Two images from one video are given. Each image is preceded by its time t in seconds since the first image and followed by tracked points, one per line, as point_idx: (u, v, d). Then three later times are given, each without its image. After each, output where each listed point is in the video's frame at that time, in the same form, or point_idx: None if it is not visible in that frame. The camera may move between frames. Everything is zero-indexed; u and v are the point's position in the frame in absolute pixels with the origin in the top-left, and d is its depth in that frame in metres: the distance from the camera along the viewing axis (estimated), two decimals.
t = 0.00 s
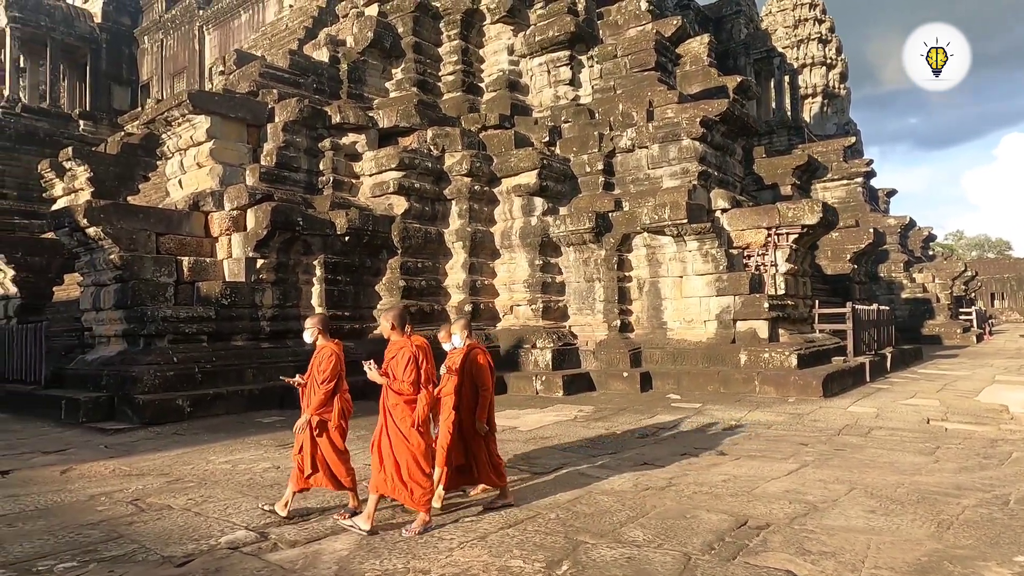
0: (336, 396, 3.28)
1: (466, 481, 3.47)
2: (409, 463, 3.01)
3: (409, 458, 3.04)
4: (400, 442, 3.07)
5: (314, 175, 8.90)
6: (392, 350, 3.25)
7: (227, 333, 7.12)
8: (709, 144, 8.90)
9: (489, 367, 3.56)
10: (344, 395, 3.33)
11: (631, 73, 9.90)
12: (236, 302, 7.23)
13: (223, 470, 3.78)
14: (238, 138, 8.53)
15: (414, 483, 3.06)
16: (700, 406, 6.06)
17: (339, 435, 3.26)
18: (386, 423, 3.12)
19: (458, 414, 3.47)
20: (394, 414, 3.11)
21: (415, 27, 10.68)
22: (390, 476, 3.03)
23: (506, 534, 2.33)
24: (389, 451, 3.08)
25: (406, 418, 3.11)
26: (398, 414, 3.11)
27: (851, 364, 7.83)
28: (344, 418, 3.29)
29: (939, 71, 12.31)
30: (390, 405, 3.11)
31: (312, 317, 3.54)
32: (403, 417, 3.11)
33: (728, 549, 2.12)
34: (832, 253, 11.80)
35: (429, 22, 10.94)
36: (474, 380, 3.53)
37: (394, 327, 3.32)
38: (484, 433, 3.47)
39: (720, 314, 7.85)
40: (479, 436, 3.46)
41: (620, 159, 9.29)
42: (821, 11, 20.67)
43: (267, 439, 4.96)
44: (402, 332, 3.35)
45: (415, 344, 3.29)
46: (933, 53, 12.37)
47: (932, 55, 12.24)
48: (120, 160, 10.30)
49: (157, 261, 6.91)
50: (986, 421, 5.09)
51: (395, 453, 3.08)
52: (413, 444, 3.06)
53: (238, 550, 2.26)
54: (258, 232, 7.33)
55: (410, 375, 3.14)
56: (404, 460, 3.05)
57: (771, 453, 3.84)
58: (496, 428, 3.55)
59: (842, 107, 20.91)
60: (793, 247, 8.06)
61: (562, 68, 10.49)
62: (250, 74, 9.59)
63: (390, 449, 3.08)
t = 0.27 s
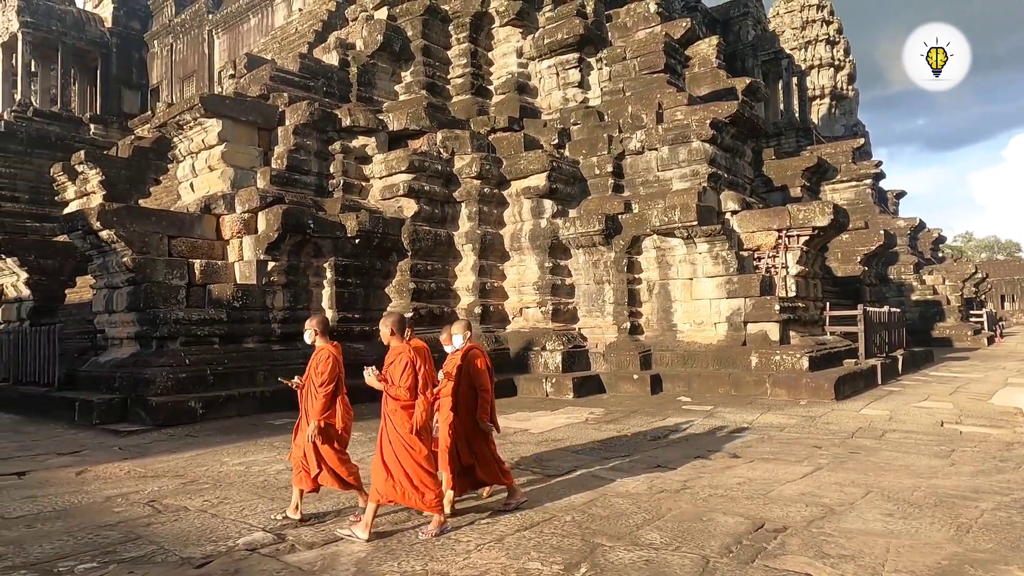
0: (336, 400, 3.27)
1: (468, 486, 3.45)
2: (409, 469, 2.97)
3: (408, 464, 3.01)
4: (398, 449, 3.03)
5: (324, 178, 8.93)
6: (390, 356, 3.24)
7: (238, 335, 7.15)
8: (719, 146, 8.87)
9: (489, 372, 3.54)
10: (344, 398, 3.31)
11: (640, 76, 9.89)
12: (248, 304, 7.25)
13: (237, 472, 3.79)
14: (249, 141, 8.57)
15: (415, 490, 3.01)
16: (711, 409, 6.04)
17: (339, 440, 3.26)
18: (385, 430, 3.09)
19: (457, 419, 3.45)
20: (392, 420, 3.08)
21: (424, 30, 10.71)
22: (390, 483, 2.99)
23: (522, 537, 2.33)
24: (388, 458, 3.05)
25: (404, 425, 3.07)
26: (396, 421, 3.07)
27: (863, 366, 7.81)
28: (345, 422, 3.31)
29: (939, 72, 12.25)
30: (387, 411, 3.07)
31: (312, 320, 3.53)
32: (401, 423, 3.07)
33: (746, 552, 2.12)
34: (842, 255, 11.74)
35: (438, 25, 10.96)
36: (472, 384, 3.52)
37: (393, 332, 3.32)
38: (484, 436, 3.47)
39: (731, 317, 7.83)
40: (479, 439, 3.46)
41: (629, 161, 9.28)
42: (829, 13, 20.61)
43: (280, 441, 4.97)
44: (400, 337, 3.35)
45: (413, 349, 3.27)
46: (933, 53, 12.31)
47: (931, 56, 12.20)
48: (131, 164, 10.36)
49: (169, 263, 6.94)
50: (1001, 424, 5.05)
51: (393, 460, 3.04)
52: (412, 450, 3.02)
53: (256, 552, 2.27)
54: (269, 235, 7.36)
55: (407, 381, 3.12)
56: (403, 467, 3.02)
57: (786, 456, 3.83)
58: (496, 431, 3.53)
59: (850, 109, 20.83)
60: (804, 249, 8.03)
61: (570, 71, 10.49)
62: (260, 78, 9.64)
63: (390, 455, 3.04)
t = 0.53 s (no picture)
0: (337, 399, 3.26)
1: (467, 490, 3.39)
2: (400, 473, 2.94)
3: (399, 468, 2.97)
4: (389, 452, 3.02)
5: (334, 181, 8.96)
6: (386, 357, 3.22)
7: (249, 338, 7.17)
8: (728, 148, 8.85)
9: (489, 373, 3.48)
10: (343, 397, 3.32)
11: (649, 78, 9.89)
12: (258, 307, 7.28)
13: (250, 474, 3.80)
14: (259, 144, 8.62)
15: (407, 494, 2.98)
16: (723, 412, 6.01)
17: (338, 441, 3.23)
18: (377, 432, 3.08)
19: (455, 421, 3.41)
20: (384, 423, 3.07)
21: (432, 34, 10.73)
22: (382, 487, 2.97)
23: (538, 540, 2.33)
24: (380, 461, 3.03)
25: (396, 428, 3.05)
26: (388, 423, 3.06)
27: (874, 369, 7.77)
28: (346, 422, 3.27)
29: (938, 72, 12.19)
30: (380, 413, 3.07)
31: (313, 318, 3.55)
32: (393, 426, 3.06)
33: (764, 556, 2.11)
34: (852, 258, 11.67)
35: (447, 29, 10.99)
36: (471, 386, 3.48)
37: (389, 333, 3.32)
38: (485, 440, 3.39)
39: (741, 319, 7.80)
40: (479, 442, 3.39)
41: (638, 163, 9.27)
42: (836, 14, 20.56)
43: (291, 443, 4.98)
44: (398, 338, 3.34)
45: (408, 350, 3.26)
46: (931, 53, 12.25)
47: (932, 55, 12.15)
48: (142, 167, 10.41)
49: (180, 266, 6.98)
50: (1015, 427, 5.01)
51: (386, 462, 3.03)
52: (403, 454, 3.00)
53: (272, 554, 2.28)
54: (279, 238, 7.38)
55: (400, 382, 3.11)
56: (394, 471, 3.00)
57: (799, 459, 3.81)
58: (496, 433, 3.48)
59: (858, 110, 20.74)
60: (814, 251, 8.03)
61: (579, 73, 10.50)
62: (270, 81, 9.68)
63: (381, 459, 3.03)
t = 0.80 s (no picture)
0: (339, 400, 3.19)
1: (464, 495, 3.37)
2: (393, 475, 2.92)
3: (393, 470, 2.95)
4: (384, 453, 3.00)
5: (343, 184, 8.99)
6: (383, 357, 3.20)
7: (259, 340, 7.19)
8: (738, 151, 8.83)
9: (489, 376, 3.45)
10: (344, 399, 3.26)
11: (657, 81, 9.88)
12: (268, 310, 7.30)
13: (262, 476, 3.80)
14: (269, 147, 8.65)
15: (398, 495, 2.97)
16: (734, 415, 5.98)
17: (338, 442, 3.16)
18: (373, 433, 3.07)
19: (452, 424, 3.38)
20: (380, 423, 3.06)
21: (441, 37, 10.76)
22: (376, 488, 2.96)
23: (554, 543, 2.33)
24: (375, 462, 3.02)
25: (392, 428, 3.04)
26: (384, 422, 3.05)
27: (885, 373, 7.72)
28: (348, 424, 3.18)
29: (937, 72, 12.12)
30: (376, 413, 3.06)
31: (314, 318, 3.54)
32: (389, 427, 3.05)
33: (782, 560, 2.11)
34: (862, 261, 11.61)
35: (456, 32, 11.02)
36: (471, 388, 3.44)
37: (387, 333, 3.30)
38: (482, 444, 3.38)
39: (751, 322, 7.78)
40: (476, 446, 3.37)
41: (647, 166, 9.26)
42: (844, 17, 20.52)
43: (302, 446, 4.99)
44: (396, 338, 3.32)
45: (407, 350, 3.24)
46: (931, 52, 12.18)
47: (932, 55, 12.09)
48: (152, 171, 10.46)
49: (191, 269, 7.00)
50: None
51: (380, 463, 3.02)
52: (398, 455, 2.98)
53: (288, 557, 2.29)
54: (289, 241, 7.40)
55: (397, 382, 3.09)
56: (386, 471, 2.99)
57: (813, 463, 3.78)
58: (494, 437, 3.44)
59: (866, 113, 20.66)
60: (824, 254, 8.02)
61: (587, 76, 10.50)
62: (280, 85, 9.72)
63: (376, 460, 3.02)
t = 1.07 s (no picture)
0: (339, 404, 3.22)
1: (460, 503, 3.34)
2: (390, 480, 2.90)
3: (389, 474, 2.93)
4: (382, 457, 2.98)
5: (352, 188, 9.00)
6: (383, 360, 3.18)
7: (269, 343, 7.21)
8: (747, 154, 8.80)
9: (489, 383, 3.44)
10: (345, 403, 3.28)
11: (666, 84, 9.86)
12: (278, 313, 7.31)
13: (274, 480, 3.80)
14: (279, 151, 8.69)
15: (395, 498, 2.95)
16: (744, 419, 5.95)
17: (337, 446, 3.19)
18: (372, 437, 3.05)
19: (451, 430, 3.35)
20: (379, 427, 3.04)
21: (449, 41, 10.78)
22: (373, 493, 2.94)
23: (569, 548, 2.32)
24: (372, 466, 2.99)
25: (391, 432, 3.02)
26: (383, 426, 3.03)
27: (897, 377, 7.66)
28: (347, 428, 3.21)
29: (937, 72, 12.08)
30: (376, 417, 3.04)
31: (314, 321, 3.51)
32: (388, 431, 3.02)
33: (800, 566, 2.10)
34: (871, 264, 11.54)
35: (464, 36, 11.04)
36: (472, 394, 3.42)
37: (387, 336, 3.27)
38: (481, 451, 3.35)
39: (761, 326, 7.74)
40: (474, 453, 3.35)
41: (656, 169, 9.24)
42: (851, 20, 20.48)
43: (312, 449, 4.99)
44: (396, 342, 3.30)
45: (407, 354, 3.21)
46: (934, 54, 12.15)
47: (932, 56, 12.04)
48: (162, 175, 10.51)
49: (201, 273, 7.02)
50: None
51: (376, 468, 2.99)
52: (396, 460, 2.96)
53: (302, 560, 2.31)
54: (298, 244, 7.41)
55: (399, 386, 3.08)
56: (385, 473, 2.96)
57: (827, 468, 3.75)
58: (493, 445, 3.42)
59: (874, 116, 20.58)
60: (835, 257, 7.95)
61: (596, 79, 10.50)
62: (289, 89, 9.76)
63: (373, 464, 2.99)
